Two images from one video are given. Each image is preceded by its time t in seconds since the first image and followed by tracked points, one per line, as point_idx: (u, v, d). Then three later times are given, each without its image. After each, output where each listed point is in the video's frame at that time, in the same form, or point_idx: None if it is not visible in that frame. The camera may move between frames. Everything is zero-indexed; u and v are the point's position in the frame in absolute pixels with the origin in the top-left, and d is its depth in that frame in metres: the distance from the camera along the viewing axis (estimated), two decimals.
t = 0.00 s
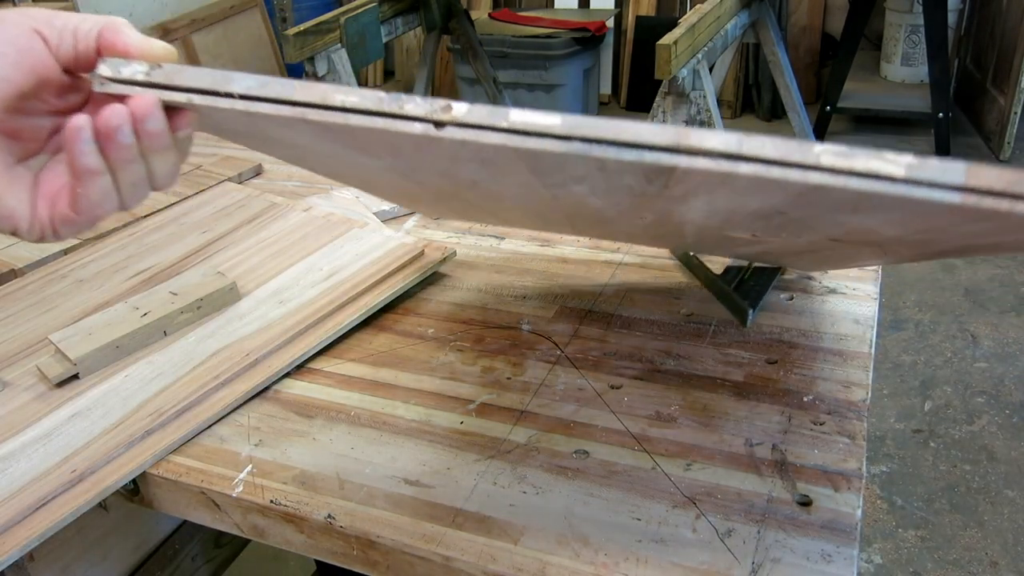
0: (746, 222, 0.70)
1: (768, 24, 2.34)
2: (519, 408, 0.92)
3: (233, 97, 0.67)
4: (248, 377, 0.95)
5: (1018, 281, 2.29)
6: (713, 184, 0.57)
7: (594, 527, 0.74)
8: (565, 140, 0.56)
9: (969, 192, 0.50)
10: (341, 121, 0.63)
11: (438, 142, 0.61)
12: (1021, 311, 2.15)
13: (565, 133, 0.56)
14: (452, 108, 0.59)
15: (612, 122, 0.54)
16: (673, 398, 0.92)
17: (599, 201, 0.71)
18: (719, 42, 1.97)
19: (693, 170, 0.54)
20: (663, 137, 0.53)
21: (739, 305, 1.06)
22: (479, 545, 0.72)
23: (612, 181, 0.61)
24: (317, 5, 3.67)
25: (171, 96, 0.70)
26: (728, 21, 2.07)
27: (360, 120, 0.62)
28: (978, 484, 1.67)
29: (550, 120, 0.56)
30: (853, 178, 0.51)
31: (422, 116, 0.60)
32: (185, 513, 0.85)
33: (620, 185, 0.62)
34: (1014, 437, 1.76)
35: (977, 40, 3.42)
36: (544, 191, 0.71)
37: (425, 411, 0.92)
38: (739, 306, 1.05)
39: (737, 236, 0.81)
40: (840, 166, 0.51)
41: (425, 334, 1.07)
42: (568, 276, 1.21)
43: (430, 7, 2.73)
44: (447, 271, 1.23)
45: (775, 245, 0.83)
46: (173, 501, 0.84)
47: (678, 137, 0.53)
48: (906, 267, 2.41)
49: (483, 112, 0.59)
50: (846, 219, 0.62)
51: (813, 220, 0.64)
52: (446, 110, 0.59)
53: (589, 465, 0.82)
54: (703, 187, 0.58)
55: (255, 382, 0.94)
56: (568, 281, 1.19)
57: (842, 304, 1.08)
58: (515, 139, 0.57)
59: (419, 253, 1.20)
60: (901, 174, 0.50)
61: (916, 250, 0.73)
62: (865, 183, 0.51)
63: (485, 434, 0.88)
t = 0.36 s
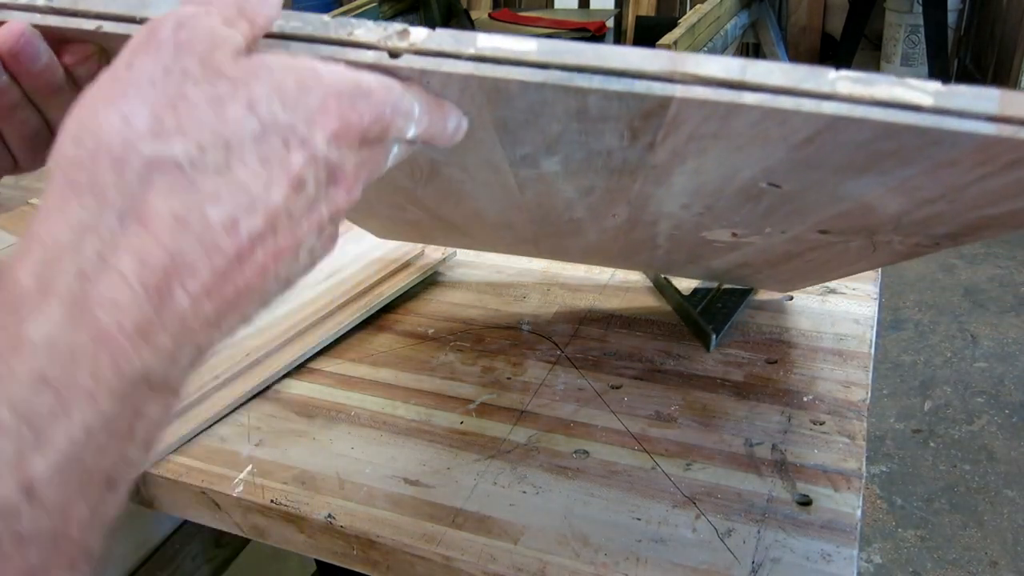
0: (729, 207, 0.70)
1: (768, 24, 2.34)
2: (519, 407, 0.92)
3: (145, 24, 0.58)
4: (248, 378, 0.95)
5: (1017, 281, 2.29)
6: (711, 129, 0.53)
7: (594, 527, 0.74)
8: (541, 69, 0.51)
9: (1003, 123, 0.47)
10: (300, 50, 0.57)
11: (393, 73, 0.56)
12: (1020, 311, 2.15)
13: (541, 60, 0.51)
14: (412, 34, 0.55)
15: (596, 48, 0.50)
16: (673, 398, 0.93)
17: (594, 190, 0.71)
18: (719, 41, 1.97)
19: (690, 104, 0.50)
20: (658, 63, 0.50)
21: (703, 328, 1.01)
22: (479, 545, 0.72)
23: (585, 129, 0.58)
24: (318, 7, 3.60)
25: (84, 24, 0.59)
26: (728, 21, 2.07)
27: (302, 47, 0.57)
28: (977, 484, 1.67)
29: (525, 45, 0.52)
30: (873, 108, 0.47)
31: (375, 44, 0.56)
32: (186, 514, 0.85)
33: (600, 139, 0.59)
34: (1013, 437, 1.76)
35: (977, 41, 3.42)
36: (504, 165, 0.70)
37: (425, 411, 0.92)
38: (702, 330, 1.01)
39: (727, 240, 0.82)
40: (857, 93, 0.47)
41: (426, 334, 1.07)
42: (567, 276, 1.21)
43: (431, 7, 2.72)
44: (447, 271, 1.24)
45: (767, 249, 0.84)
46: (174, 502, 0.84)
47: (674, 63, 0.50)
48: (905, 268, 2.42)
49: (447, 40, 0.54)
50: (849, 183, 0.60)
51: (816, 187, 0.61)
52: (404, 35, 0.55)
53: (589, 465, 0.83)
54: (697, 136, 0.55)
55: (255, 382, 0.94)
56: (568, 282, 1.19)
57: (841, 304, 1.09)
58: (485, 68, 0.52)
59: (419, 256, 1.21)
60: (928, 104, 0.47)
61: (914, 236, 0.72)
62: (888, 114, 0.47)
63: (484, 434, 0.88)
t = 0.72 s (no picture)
0: (742, 181, 0.66)
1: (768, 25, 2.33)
2: (519, 407, 0.92)
3: None
4: (248, 378, 0.95)
5: (1018, 281, 2.28)
6: (728, 79, 0.48)
7: (594, 528, 0.74)
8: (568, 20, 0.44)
9: None
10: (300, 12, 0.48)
11: (416, 34, 0.48)
12: (1021, 311, 2.15)
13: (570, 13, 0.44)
14: None
15: None
16: (672, 398, 0.92)
17: (603, 186, 0.71)
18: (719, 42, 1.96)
19: (715, 51, 0.44)
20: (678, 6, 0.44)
21: (703, 328, 1.01)
22: (479, 546, 0.72)
23: (610, 88, 0.51)
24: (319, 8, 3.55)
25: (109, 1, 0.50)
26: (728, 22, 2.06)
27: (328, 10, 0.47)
28: (978, 484, 1.67)
29: None
30: (901, 47, 0.43)
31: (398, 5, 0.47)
32: (186, 514, 0.85)
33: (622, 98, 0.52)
34: (1014, 436, 1.76)
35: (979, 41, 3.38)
36: (520, 147, 0.64)
37: (425, 411, 0.92)
38: (702, 330, 1.01)
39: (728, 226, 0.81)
40: (881, 32, 0.43)
41: (426, 334, 1.07)
42: (566, 276, 1.22)
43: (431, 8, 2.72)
44: (447, 271, 1.24)
45: (774, 233, 0.83)
46: (174, 502, 0.83)
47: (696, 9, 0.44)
48: (905, 268, 2.41)
49: None
50: (863, 142, 0.56)
51: (828, 147, 0.57)
52: None
53: (589, 465, 0.82)
54: (717, 94, 0.50)
55: (255, 383, 0.94)
56: (568, 282, 1.19)
57: (841, 304, 1.08)
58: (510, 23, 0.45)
59: (420, 256, 1.20)
60: (949, 42, 0.43)
61: (925, 207, 0.70)
62: (912, 54, 0.43)
63: (484, 434, 0.88)
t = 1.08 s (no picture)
0: (790, 216, 0.67)
1: (769, 25, 2.32)
2: (519, 407, 0.92)
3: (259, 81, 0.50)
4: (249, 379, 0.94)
5: (1017, 281, 2.28)
6: (820, 155, 0.49)
7: (594, 527, 0.74)
8: (676, 108, 0.46)
9: None
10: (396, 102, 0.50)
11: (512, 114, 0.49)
12: (1021, 311, 2.15)
13: (675, 101, 0.45)
14: (536, 77, 0.47)
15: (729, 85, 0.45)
16: (673, 398, 0.92)
17: (644, 217, 0.72)
18: (719, 42, 1.96)
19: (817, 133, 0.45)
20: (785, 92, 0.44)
21: (703, 326, 1.01)
22: (479, 546, 0.72)
23: (695, 158, 0.52)
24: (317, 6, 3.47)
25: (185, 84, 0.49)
26: (728, 22, 2.06)
27: (425, 99, 0.49)
28: (977, 484, 1.67)
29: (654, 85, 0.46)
30: (1002, 131, 0.44)
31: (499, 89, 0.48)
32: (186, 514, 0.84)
33: (699, 163, 0.54)
34: (1014, 437, 1.76)
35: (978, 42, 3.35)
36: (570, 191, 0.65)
37: (425, 411, 0.92)
38: (703, 328, 1.00)
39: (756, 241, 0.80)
40: (986, 114, 0.43)
41: (426, 334, 1.07)
42: (566, 276, 1.22)
43: (430, 7, 2.72)
44: (447, 272, 1.24)
45: (794, 249, 0.84)
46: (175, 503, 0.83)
47: (800, 94, 0.45)
48: (905, 268, 2.41)
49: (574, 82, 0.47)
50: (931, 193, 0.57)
51: (891, 198, 0.59)
52: (528, 80, 0.47)
53: (589, 465, 0.82)
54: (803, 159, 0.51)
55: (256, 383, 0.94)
56: (569, 282, 1.19)
57: (841, 304, 1.08)
58: (615, 111, 0.46)
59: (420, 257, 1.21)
60: None
61: (967, 235, 0.72)
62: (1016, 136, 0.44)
63: (484, 434, 0.88)
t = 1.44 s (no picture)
0: (813, 259, 0.75)
1: (769, 24, 2.32)
2: (520, 407, 0.92)
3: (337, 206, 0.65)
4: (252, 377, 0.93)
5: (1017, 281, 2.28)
6: (849, 251, 0.60)
7: (594, 527, 0.75)
8: (719, 228, 0.58)
9: None
10: (470, 222, 0.63)
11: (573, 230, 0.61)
12: (1020, 311, 2.15)
13: (719, 221, 0.58)
14: (595, 202, 0.60)
15: (771, 209, 0.57)
16: (672, 398, 0.93)
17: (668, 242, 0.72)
18: (718, 42, 1.97)
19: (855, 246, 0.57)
20: (828, 218, 0.57)
21: (707, 324, 1.02)
22: (479, 545, 0.73)
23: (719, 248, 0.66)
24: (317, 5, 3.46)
25: (270, 211, 0.65)
26: (728, 22, 2.07)
27: (493, 222, 0.62)
28: (977, 484, 1.67)
29: (702, 207, 0.58)
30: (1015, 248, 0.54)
31: (561, 213, 0.61)
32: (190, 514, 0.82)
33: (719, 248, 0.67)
34: (1013, 436, 1.77)
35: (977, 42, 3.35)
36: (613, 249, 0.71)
37: (424, 411, 0.92)
38: (707, 326, 1.01)
39: (765, 260, 0.82)
40: (1009, 233, 0.54)
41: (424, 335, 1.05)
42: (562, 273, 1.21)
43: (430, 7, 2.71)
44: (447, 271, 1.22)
45: (803, 260, 0.84)
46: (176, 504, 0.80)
47: (840, 217, 0.56)
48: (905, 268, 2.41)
49: (629, 204, 0.59)
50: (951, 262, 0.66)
51: (911, 259, 0.67)
52: (589, 205, 0.60)
53: (589, 465, 0.83)
54: (833, 250, 0.61)
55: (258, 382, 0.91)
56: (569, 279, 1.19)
57: (841, 304, 1.08)
58: (667, 231, 0.59)
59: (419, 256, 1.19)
60: None
61: (973, 269, 0.78)
62: None
63: (485, 434, 0.88)
